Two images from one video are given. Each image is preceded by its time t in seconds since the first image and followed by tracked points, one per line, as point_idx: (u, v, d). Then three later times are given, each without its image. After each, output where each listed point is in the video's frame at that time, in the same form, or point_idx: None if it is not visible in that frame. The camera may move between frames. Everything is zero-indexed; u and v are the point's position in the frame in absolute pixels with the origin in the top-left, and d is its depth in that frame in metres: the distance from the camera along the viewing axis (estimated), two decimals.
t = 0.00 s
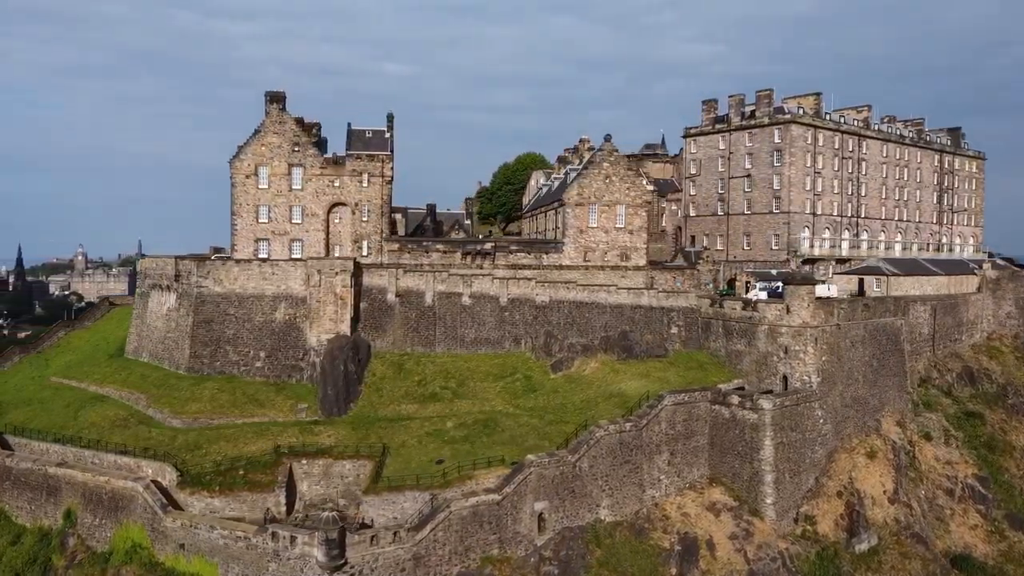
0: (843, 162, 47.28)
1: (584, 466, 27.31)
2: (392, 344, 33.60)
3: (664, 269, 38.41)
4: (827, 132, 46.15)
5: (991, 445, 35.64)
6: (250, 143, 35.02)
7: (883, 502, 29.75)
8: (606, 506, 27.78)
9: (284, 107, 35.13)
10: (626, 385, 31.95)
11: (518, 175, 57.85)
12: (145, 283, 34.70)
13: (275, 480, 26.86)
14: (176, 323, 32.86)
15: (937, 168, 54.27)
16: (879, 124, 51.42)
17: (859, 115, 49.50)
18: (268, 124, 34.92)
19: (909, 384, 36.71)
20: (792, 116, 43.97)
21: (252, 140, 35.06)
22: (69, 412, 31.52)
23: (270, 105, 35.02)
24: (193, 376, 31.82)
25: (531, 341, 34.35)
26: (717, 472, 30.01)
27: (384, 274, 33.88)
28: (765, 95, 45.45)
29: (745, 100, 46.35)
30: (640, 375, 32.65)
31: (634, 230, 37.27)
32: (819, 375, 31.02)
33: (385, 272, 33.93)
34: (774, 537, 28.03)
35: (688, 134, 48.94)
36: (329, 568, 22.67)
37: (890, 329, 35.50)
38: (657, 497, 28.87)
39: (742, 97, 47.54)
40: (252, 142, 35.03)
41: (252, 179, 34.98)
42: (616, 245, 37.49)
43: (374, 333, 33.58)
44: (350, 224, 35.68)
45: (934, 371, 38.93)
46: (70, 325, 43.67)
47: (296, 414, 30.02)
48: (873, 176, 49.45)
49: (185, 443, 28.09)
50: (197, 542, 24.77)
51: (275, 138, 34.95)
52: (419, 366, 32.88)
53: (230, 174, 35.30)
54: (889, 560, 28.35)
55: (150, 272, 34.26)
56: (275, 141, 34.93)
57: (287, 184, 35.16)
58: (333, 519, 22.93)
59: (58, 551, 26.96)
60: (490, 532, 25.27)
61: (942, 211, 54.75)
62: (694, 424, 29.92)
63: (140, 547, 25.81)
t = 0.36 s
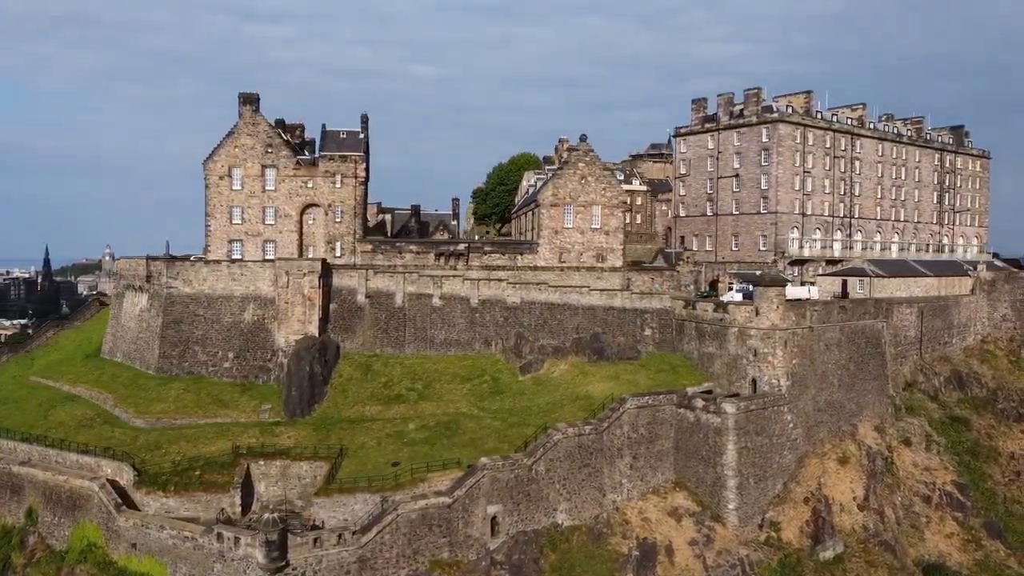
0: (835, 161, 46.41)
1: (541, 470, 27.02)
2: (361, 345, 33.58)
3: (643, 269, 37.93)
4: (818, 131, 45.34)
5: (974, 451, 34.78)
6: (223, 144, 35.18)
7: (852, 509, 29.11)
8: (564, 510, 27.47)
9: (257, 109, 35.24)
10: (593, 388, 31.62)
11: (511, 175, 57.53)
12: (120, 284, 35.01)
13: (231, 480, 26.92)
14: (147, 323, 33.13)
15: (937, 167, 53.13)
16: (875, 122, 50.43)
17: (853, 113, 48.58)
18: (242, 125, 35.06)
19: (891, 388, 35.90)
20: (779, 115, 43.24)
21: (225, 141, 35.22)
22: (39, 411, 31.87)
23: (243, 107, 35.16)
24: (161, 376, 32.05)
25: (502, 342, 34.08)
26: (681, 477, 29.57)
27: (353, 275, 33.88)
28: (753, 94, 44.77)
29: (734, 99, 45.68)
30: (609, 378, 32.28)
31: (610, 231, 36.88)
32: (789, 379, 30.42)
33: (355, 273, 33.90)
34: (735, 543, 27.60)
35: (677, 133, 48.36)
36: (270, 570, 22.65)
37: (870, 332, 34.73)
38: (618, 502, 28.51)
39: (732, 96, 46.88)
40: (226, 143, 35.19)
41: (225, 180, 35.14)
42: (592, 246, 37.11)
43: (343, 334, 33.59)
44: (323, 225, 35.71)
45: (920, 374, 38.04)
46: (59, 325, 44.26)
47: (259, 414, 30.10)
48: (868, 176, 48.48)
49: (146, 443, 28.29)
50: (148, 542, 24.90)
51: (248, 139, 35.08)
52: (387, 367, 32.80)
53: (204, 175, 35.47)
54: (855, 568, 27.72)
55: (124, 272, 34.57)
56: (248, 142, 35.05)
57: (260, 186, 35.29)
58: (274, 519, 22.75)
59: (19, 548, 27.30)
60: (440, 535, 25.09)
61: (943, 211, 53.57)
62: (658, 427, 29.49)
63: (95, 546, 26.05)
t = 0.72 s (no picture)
0: (821, 163, 45.71)
1: (491, 476, 26.81)
2: (326, 348, 33.56)
3: (615, 272, 37.59)
4: (802, 133, 44.69)
5: (950, 459, 34.06)
6: (192, 147, 35.29)
7: (813, 518, 28.57)
8: (516, 517, 27.24)
9: (226, 112, 35.32)
10: (555, 393, 31.34)
11: (499, 177, 57.23)
12: (91, 287, 35.25)
13: (182, 484, 26.96)
14: (114, 326, 33.33)
15: (930, 167, 52.18)
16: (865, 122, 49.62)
17: (841, 113, 47.82)
18: (210, 129, 35.15)
19: (866, 393, 35.26)
20: (761, 115, 42.65)
21: (195, 145, 35.32)
22: (6, 412, 32.10)
23: (212, 110, 35.26)
24: (125, 378, 32.18)
25: (467, 346, 33.90)
26: (640, 484, 29.20)
27: (319, 279, 33.89)
28: (735, 95, 44.21)
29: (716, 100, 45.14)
30: (572, 383, 31.97)
31: (581, 234, 36.62)
32: (751, 385, 29.93)
33: (320, 276, 33.88)
34: (690, 552, 27.21)
35: (661, 134, 47.88)
36: None
37: (843, 337, 34.11)
38: (574, 508, 28.22)
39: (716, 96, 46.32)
40: (195, 146, 35.30)
41: (194, 183, 35.25)
42: (562, 249, 36.80)
43: (308, 338, 33.58)
44: (292, 228, 35.73)
45: (899, 380, 37.32)
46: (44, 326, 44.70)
47: (217, 418, 30.18)
48: (856, 178, 47.71)
49: (102, 446, 28.43)
50: (94, 545, 24.98)
51: (217, 142, 35.16)
52: (350, 371, 32.74)
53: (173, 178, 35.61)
54: None
55: (94, 275, 34.80)
56: (217, 145, 35.14)
57: (229, 189, 35.38)
58: (208, 526, 22.90)
59: None
60: (384, 541, 24.96)
61: (937, 213, 52.59)
62: (616, 433, 29.15)
63: (46, 547, 26.19)
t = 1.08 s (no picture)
0: (807, 166, 45.02)
1: (443, 485, 26.58)
2: (293, 354, 33.54)
3: (589, 278, 36.96)
4: (786, 136, 44.03)
5: (926, 469, 33.33)
6: (163, 154, 35.44)
7: (774, 530, 28.03)
8: (469, 527, 27.01)
9: (196, 118, 35.41)
10: (517, 401, 31.08)
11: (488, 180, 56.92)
12: (63, 292, 35.51)
13: (136, 490, 27.06)
14: (83, 331, 33.55)
15: (924, 170, 51.21)
16: (855, 125, 48.80)
17: (829, 116, 47.07)
18: (181, 135, 35.28)
19: (841, 402, 34.60)
20: (742, 118, 42.09)
21: (166, 151, 35.47)
22: None
23: (183, 117, 35.38)
24: (91, 384, 32.37)
25: (434, 353, 33.70)
26: (599, 493, 28.84)
27: (285, 285, 33.90)
28: (718, 97, 43.68)
29: (699, 103, 44.62)
30: (536, 391, 31.67)
31: (552, 240, 36.14)
32: (714, 394, 29.45)
33: (287, 283, 33.88)
34: (644, 564, 26.82)
35: (646, 137, 47.42)
36: None
37: (816, 345, 33.49)
38: (529, 518, 27.93)
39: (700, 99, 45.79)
40: (166, 153, 35.44)
41: (165, 190, 35.39)
42: (534, 254, 36.47)
43: (275, 343, 33.58)
44: (262, 233, 35.76)
45: (878, 388, 36.59)
46: (29, 330, 45.20)
47: (178, 424, 30.28)
48: (844, 181, 46.94)
49: (61, 451, 28.58)
50: (44, 551, 25.08)
51: (187, 148, 35.28)
52: (314, 377, 32.68)
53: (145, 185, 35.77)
54: None
55: (66, 281, 35.06)
56: (188, 151, 35.26)
57: (200, 195, 35.49)
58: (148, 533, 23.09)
59: None
60: (330, 550, 24.83)
61: (931, 217, 51.64)
62: (575, 442, 28.82)
63: None
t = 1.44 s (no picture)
0: (792, 167, 44.33)
1: (394, 492, 26.43)
2: (259, 358, 33.56)
3: (562, 282, 36.55)
4: (770, 137, 43.39)
5: (899, 478, 32.63)
6: (135, 158, 35.61)
7: (733, 540, 27.55)
8: (420, 534, 26.82)
9: (168, 122, 35.56)
10: (479, 406, 30.84)
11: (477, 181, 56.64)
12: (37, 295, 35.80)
13: (91, 494, 27.13)
14: (53, 335, 33.80)
15: (918, 171, 50.26)
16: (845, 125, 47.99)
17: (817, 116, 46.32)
18: (152, 139, 35.44)
19: (814, 409, 33.98)
20: (723, 119, 41.52)
21: (137, 155, 35.64)
22: None
23: (154, 121, 35.53)
24: (58, 387, 32.60)
25: (400, 357, 33.54)
26: (556, 501, 28.52)
27: (252, 289, 33.93)
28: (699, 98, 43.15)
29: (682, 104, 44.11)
30: (499, 396, 31.41)
31: (523, 243, 35.92)
32: (675, 400, 29.00)
33: (254, 286, 33.92)
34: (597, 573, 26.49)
35: (631, 139, 46.95)
36: None
37: (787, 350, 32.91)
38: (484, 525, 27.69)
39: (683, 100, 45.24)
40: (137, 157, 35.61)
41: (136, 194, 35.57)
42: (505, 258, 36.22)
43: (241, 347, 33.63)
44: (233, 237, 35.82)
45: (856, 394, 35.88)
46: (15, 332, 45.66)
47: (140, 428, 30.43)
48: (832, 183, 46.16)
49: (21, 455, 28.77)
50: None
51: (158, 152, 35.43)
52: (280, 381, 32.66)
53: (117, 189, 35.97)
54: None
55: (39, 284, 35.36)
56: (159, 155, 35.41)
57: (171, 199, 35.63)
58: (87, 539, 23.26)
59: None
60: (277, 557, 24.75)
61: (926, 219, 50.66)
62: (532, 449, 28.51)
63: None
